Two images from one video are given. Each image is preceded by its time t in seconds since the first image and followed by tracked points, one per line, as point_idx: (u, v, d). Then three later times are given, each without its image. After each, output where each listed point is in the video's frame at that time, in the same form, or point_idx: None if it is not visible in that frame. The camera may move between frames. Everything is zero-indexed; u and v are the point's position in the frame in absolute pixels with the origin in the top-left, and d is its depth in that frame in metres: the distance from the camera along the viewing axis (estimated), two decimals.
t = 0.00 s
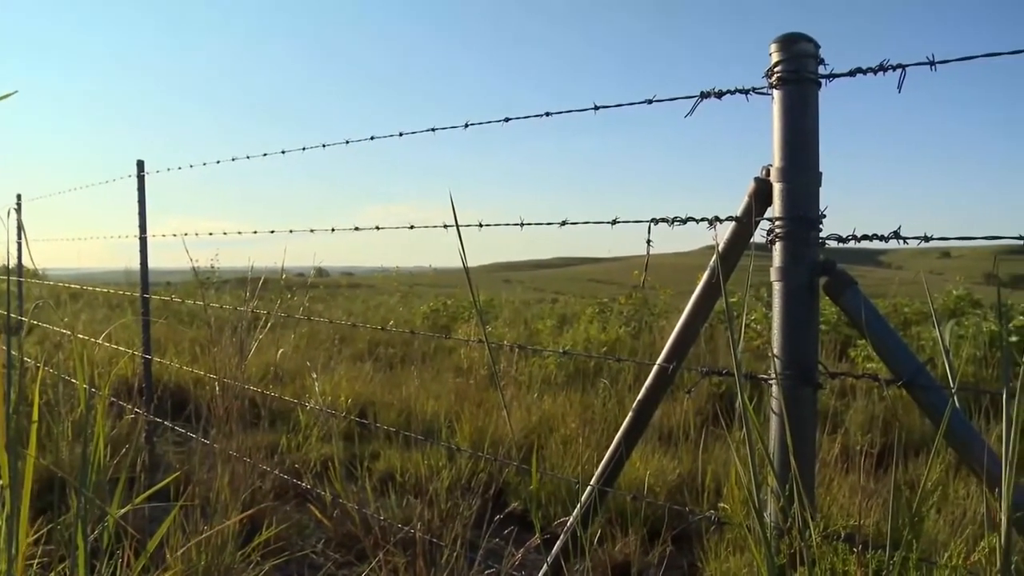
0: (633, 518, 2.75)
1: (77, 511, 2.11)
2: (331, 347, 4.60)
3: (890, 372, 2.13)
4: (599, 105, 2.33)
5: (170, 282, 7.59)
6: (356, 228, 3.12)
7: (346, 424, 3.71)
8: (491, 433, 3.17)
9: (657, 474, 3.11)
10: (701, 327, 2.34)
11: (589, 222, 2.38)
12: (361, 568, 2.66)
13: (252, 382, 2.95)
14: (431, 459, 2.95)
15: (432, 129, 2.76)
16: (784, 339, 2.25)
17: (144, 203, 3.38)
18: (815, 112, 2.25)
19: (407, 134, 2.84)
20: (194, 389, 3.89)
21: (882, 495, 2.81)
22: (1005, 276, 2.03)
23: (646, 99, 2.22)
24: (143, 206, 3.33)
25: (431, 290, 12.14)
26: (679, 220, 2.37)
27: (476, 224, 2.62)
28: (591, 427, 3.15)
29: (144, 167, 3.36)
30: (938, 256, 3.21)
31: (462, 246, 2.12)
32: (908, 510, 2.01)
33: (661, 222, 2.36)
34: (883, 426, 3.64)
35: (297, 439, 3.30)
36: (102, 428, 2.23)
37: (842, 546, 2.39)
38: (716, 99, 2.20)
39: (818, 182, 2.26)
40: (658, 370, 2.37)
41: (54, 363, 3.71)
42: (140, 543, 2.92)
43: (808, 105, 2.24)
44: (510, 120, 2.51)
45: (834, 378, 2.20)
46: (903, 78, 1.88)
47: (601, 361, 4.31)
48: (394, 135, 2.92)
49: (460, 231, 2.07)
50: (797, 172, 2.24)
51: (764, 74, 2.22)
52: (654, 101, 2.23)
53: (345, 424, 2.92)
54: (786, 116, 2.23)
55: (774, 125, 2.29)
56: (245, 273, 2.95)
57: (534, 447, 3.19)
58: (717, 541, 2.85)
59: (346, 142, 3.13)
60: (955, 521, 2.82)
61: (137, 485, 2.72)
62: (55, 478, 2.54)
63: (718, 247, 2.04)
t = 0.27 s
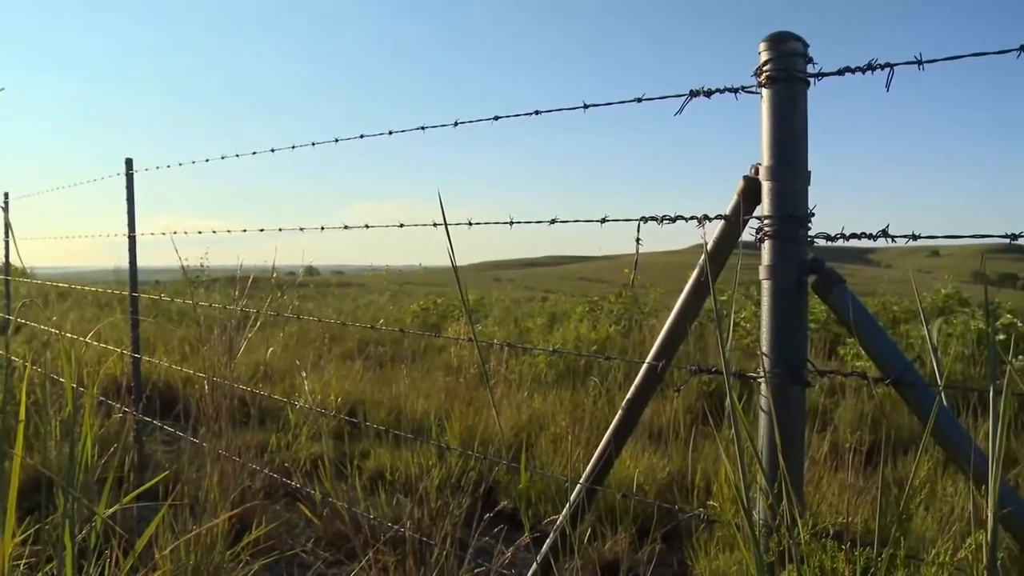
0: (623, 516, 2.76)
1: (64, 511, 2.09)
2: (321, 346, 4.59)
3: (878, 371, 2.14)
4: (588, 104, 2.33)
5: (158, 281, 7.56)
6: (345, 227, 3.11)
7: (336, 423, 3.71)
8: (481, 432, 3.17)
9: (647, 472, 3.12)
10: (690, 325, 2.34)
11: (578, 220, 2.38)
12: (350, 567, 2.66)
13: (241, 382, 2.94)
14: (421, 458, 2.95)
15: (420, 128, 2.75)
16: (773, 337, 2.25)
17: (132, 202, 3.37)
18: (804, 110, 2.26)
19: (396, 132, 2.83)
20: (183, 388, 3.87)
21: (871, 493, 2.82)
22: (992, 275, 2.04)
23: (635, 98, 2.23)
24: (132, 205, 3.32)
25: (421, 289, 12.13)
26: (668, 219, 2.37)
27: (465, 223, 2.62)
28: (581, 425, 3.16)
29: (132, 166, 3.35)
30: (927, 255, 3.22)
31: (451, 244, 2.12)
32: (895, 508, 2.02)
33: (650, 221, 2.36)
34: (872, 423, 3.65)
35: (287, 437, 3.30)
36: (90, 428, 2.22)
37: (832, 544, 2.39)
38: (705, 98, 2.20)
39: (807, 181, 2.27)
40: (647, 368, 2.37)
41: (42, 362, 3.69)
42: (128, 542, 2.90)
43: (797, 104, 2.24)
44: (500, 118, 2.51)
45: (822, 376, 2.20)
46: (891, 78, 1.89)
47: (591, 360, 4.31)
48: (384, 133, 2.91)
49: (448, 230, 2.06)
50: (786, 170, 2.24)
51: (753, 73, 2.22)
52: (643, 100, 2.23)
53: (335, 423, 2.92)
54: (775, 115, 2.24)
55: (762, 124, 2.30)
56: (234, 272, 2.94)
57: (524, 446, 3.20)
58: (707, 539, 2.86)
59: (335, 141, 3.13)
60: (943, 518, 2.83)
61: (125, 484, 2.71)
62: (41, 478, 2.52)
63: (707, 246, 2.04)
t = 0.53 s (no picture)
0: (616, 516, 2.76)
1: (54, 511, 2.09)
2: (313, 345, 4.59)
3: (869, 370, 2.15)
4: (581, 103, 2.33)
5: (151, 281, 7.54)
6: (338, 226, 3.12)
7: (329, 423, 3.70)
8: (474, 431, 3.18)
9: (640, 471, 3.13)
10: (682, 325, 2.34)
11: (570, 219, 2.39)
12: (343, 566, 2.65)
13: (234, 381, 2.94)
14: (414, 458, 2.95)
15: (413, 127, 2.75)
16: (765, 337, 2.26)
17: (125, 201, 3.36)
18: (796, 110, 2.26)
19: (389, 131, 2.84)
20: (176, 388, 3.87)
21: (863, 491, 2.83)
22: (983, 274, 2.05)
23: (628, 97, 2.23)
24: (125, 205, 3.31)
25: (414, 288, 12.13)
26: (661, 218, 2.38)
27: (458, 222, 2.62)
28: (574, 425, 3.16)
29: (125, 165, 3.35)
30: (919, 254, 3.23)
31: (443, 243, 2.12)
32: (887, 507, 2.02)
33: (643, 220, 2.36)
34: (864, 422, 3.67)
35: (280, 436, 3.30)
36: (81, 427, 2.21)
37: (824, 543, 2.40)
38: (698, 97, 2.21)
39: (799, 181, 2.27)
40: (639, 368, 2.38)
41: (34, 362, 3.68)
42: (120, 543, 2.90)
43: (790, 104, 2.24)
44: (493, 117, 2.51)
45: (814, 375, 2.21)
46: (883, 78, 1.89)
47: (584, 359, 4.32)
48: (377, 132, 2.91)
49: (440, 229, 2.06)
50: (778, 170, 2.25)
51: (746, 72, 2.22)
52: (636, 99, 2.24)
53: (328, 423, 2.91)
54: (767, 114, 2.24)
55: (755, 123, 2.30)
56: (227, 271, 2.94)
57: (517, 446, 3.20)
58: (700, 538, 2.86)
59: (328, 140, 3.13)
60: (935, 517, 2.84)
61: (117, 484, 2.70)
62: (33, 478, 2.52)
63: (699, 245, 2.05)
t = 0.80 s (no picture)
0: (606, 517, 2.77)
1: (41, 514, 2.07)
2: (303, 347, 4.58)
3: (858, 370, 2.15)
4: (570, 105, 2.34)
5: (139, 281, 7.50)
6: (328, 227, 3.11)
7: (318, 424, 3.70)
8: (464, 432, 3.18)
9: (629, 472, 3.13)
10: (671, 325, 2.34)
11: (559, 220, 2.39)
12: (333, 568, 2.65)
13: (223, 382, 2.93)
14: (404, 459, 2.95)
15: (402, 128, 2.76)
16: (754, 337, 2.26)
17: (114, 202, 3.35)
18: (785, 111, 2.27)
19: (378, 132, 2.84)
20: (165, 389, 3.86)
21: (851, 491, 2.84)
22: (970, 275, 2.06)
23: (617, 98, 2.23)
24: (114, 205, 3.30)
25: (404, 289, 12.12)
26: (650, 219, 2.38)
27: (447, 223, 2.62)
28: (564, 425, 3.16)
29: (114, 166, 3.34)
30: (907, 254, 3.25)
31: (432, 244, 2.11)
32: (875, 506, 2.02)
33: (632, 221, 2.37)
34: (853, 422, 3.68)
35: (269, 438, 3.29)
36: (68, 429, 2.20)
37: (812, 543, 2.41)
38: (687, 99, 2.21)
39: (788, 182, 2.27)
40: (629, 369, 2.38)
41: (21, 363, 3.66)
42: (108, 545, 2.88)
43: (778, 105, 2.25)
44: (482, 118, 2.51)
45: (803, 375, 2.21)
46: (871, 79, 1.90)
47: (573, 360, 4.32)
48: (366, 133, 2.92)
49: (428, 229, 2.06)
50: (767, 171, 2.25)
51: (735, 74, 2.23)
52: (625, 101, 2.24)
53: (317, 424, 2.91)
54: (756, 116, 2.24)
55: (743, 125, 2.31)
56: (216, 272, 2.94)
57: (506, 446, 3.20)
58: (690, 538, 2.87)
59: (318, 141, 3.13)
60: (923, 516, 2.85)
61: (105, 486, 2.69)
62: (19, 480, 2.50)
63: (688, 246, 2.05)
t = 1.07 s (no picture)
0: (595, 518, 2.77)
1: (28, 516, 2.06)
2: (292, 348, 4.58)
3: (846, 370, 2.16)
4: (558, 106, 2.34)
5: (128, 282, 7.48)
6: (317, 227, 3.11)
7: (308, 425, 3.70)
8: (453, 433, 3.18)
9: (619, 472, 3.14)
10: (660, 326, 2.35)
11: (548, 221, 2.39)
12: (322, 569, 2.64)
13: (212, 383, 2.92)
14: (394, 460, 2.95)
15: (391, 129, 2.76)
16: (742, 338, 2.27)
17: (103, 203, 3.34)
18: (773, 112, 2.27)
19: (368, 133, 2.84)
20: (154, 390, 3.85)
21: (840, 491, 2.85)
22: (957, 276, 2.06)
23: (605, 100, 2.24)
24: (103, 206, 3.30)
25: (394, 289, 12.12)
26: (639, 220, 2.39)
27: (436, 224, 2.63)
28: (553, 426, 3.17)
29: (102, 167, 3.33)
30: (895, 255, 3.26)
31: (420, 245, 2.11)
32: (863, 506, 2.03)
33: (621, 222, 2.37)
34: (842, 423, 3.69)
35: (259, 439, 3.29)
36: (56, 430, 2.19)
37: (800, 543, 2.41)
38: (675, 100, 2.21)
39: (776, 183, 2.28)
40: (618, 370, 2.38)
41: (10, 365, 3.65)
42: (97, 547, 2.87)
43: (767, 106, 2.25)
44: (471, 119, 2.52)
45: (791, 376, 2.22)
46: (858, 81, 1.90)
47: (563, 361, 4.33)
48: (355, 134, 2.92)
49: (416, 230, 2.06)
50: (755, 172, 2.26)
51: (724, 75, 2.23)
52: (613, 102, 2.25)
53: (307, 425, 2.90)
54: (744, 117, 2.25)
55: (732, 126, 2.31)
56: (206, 272, 2.93)
57: (496, 447, 3.20)
58: (679, 539, 2.88)
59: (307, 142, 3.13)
60: (911, 516, 2.87)
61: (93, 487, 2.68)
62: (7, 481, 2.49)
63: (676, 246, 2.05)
